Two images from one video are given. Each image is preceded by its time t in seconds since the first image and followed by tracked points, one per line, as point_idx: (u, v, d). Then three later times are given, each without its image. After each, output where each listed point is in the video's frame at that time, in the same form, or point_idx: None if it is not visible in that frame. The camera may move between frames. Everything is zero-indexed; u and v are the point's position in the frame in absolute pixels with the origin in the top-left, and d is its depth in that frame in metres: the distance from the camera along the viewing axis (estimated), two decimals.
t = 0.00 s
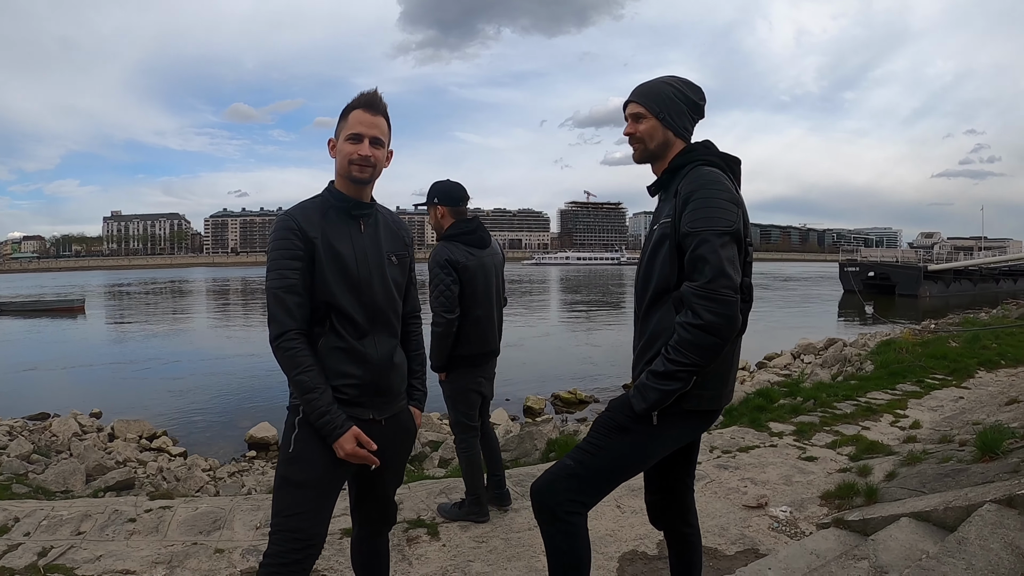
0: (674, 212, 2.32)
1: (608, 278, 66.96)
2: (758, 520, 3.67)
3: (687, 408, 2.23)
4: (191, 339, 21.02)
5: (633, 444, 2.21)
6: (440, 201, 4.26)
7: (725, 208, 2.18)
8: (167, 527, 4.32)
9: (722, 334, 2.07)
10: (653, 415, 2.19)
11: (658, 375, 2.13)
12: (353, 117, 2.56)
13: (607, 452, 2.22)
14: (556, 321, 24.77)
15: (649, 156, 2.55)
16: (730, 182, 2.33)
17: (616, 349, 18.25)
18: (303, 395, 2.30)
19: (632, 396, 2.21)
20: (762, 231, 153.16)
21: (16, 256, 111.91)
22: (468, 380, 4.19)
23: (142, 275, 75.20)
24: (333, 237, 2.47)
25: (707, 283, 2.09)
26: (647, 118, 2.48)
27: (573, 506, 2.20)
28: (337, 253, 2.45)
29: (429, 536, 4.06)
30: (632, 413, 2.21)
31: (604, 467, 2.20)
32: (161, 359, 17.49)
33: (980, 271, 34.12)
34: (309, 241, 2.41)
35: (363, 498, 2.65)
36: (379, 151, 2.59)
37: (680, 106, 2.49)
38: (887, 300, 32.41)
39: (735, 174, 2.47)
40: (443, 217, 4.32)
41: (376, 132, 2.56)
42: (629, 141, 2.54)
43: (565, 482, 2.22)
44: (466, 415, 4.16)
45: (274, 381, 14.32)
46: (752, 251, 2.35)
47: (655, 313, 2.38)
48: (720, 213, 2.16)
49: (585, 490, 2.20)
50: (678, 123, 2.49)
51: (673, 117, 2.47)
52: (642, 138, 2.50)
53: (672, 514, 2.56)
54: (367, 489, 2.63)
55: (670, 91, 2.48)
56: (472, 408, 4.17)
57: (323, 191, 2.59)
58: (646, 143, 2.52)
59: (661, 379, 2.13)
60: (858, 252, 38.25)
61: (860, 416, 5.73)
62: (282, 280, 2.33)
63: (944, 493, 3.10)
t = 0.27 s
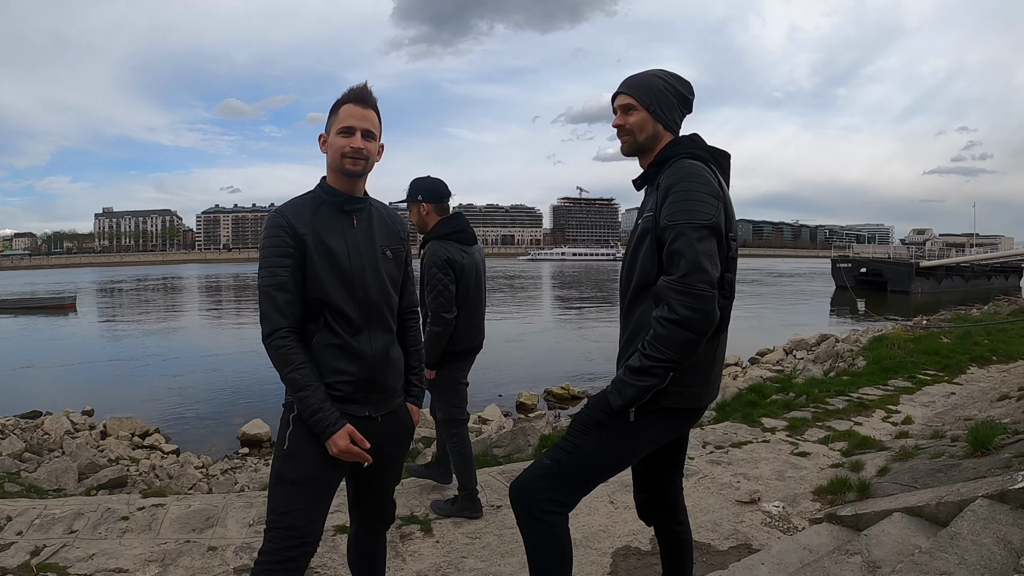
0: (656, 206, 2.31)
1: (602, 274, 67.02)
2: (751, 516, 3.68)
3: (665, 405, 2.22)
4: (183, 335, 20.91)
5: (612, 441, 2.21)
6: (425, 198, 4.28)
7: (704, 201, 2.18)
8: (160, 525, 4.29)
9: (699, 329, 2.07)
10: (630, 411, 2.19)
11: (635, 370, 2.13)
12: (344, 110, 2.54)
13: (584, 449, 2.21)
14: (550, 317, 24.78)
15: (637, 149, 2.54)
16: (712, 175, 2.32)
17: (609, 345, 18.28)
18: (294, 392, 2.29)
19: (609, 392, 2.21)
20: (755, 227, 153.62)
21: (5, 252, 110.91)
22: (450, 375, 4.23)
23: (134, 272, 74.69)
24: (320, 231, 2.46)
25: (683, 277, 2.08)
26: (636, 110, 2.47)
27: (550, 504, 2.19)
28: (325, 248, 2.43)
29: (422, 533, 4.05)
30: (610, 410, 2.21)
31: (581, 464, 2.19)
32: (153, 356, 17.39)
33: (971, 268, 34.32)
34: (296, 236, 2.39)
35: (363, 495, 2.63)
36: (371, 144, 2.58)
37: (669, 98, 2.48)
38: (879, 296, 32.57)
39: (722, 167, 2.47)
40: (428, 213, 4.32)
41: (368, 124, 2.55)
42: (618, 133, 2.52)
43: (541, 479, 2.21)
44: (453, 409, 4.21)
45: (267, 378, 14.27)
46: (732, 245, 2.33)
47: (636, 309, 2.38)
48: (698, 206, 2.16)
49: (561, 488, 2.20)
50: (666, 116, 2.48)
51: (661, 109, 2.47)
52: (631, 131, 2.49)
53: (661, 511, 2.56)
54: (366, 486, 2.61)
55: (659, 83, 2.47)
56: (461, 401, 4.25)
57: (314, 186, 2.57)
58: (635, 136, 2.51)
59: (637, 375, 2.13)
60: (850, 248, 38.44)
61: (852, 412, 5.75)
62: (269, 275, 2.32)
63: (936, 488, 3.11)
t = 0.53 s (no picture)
0: (645, 201, 2.29)
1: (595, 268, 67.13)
2: (743, 509, 3.69)
3: (654, 402, 2.21)
4: (174, 331, 20.78)
5: (598, 438, 2.19)
6: (416, 194, 4.31)
7: (693, 196, 2.16)
8: (150, 523, 4.26)
9: (686, 327, 2.06)
10: (617, 409, 2.17)
11: (622, 369, 2.12)
12: (329, 104, 2.50)
13: (569, 447, 2.19)
14: (542, 312, 24.79)
15: (628, 142, 2.52)
16: (702, 167, 2.30)
17: (602, 340, 18.31)
18: (285, 390, 2.27)
19: (597, 389, 2.19)
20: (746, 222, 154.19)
21: None
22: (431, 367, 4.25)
23: (124, 268, 74.13)
24: (309, 227, 2.42)
25: (672, 275, 2.07)
26: (628, 102, 2.44)
27: (536, 502, 2.18)
28: (315, 244, 2.40)
29: (415, 528, 4.04)
30: (595, 407, 2.19)
31: (565, 462, 2.17)
32: (143, 352, 17.28)
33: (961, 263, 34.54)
34: (285, 233, 2.36)
35: (358, 492, 2.61)
36: (358, 138, 2.54)
37: (660, 90, 2.46)
38: (869, 291, 32.78)
39: (714, 160, 2.44)
40: (420, 209, 4.33)
41: (353, 118, 2.51)
42: (608, 126, 2.50)
43: (524, 476, 2.20)
44: (439, 402, 4.23)
45: (259, 373, 14.21)
46: (723, 241, 2.32)
47: (625, 305, 2.36)
48: (687, 202, 2.14)
49: (545, 486, 2.18)
50: (657, 107, 2.46)
51: (651, 100, 2.45)
52: (622, 123, 2.47)
53: (653, 508, 2.54)
54: (361, 484, 2.59)
55: (650, 75, 2.45)
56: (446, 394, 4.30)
57: (301, 182, 2.54)
58: (625, 129, 2.49)
59: (624, 373, 2.12)
60: (841, 243, 38.64)
61: (844, 405, 5.78)
62: (257, 273, 2.29)
63: (928, 482, 3.13)
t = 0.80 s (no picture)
0: (649, 200, 2.29)
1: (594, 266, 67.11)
2: (743, 508, 3.69)
3: (661, 402, 2.22)
4: (173, 329, 20.76)
5: (606, 438, 2.19)
6: (410, 193, 4.33)
7: (701, 195, 2.16)
8: (150, 522, 4.26)
9: (697, 327, 2.06)
10: (624, 409, 2.18)
11: (631, 369, 2.12)
12: (330, 100, 2.50)
13: (574, 447, 2.19)
14: (541, 310, 24.79)
15: (627, 139, 2.51)
16: (706, 166, 2.30)
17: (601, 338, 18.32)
18: (280, 387, 2.27)
19: (604, 389, 2.20)
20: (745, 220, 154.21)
21: None
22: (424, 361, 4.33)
23: (122, 266, 74.01)
24: (309, 225, 2.42)
25: (682, 275, 2.07)
26: (627, 98, 2.43)
27: (541, 502, 2.17)
28: (314, 242, 2.40)
29: (415, 527, 4.04)
30: (602, 406, 2.20)
31: (571, 462, 2.18)
32: (142, 350, 17.26)
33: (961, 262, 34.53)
34: (283, 229, 2.36)
35: (354, 491, 2.61)
36: (358, 134, 2.54)
37: (659, 87, 2.47)
38: (868, 289, 32.79)
39: (714, 157, 2.44)
40: (413, 207, 4.36)
41: (355, 114, 2.51)
42: (607, 122, 2.49)
43: (531, 477, 2.20)
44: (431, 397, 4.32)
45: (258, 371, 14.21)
46: (729, 241, 2.32)
47: (630, 304, 2.36)
48: (695, 201, 2.14)
49: (552, 486, 2.18)
50: (656, 105, 2.46)
51: (651, 97, 2.45)
52: (621, 120, 2.46)
53: (655, 507, 2.55)
54: (357, 482, 2.59)
55: (650, 71, 2.45)
56: (436, 388, 4.40)
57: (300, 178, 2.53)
58: (625, 126, 2.48)
59: (633, 373, 2.12)
60: (841, 241, 38.65)
61: (843, 404, 5.79)
62: (255, 270, 2.29)
63: (928, 481, 3.13)
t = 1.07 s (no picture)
0: (660, 198, 2.30)
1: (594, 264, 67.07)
2: (743, 507, 3.70)
3: (682, 399, 2.24)
4: (173, 326, 20.76)
5: (629, 437, 2.19)
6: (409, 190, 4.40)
7: (720, 193, 2.18)
8: (151, 518, 4.27)
9: (727, 324, 2.08)
10: (649, 408, 2.18)
11: (658, 367, 2.12)
12: (339, 104, 2.49)
13: (598, 447, 2.18)
14: (540, 307, 24.80)
15: (625, 139, 2.51)
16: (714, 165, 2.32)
17: (601, 336, 18.33)
18: (293, 379, 2.26)
19: (628, 388, 2.19)
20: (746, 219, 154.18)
21: None
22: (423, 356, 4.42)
23: (122, 262, 73.96)
24: (313, 223, 2.42)
25: (711, 273, 2.08)
26: (626, 99, 2.43)
27: (565, 504, 2.15)
28: (318, 241, 2.41)
29: (414, 524, 4.05)
30: (628, 407, 2.19)
31: (598, 462, 2.17)
32: (142, 347, 17.26)
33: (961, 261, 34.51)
34: (287, 227, 2.36)
35: (352, 488, 2.62)
36: (366, 140, 2.54)
37: (657, 88, 2.48)
38: (868, 288, 32.80)
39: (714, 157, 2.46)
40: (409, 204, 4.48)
41: (364, 120, 2.51)
42: (606, 122, 2.48)
43: (558, 479, 2.17)
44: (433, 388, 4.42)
45: (258, 368, 14.22)
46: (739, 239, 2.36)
47: (643, 304, 2.36)
48: (714, 199, 2.15)
49: (580, 486, 2.16)
50: (654, 104, 2.48)
51: (650, 97, 2.46)
52: (620, 120, 2.46)
53: (660, 506, 2.55)
54: (355, 481, 2.61)
55: (648, 72, 2.46)
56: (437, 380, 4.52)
57: (303, 178, 2.53)
58: (624, 126, 2.47)
59: (660, 371, 2.12)
60: (841, 240, 38.63)
61: (842, 403, 5.79)
62: (259, 267, 2.29)
63: (927, 481, 3.14)
